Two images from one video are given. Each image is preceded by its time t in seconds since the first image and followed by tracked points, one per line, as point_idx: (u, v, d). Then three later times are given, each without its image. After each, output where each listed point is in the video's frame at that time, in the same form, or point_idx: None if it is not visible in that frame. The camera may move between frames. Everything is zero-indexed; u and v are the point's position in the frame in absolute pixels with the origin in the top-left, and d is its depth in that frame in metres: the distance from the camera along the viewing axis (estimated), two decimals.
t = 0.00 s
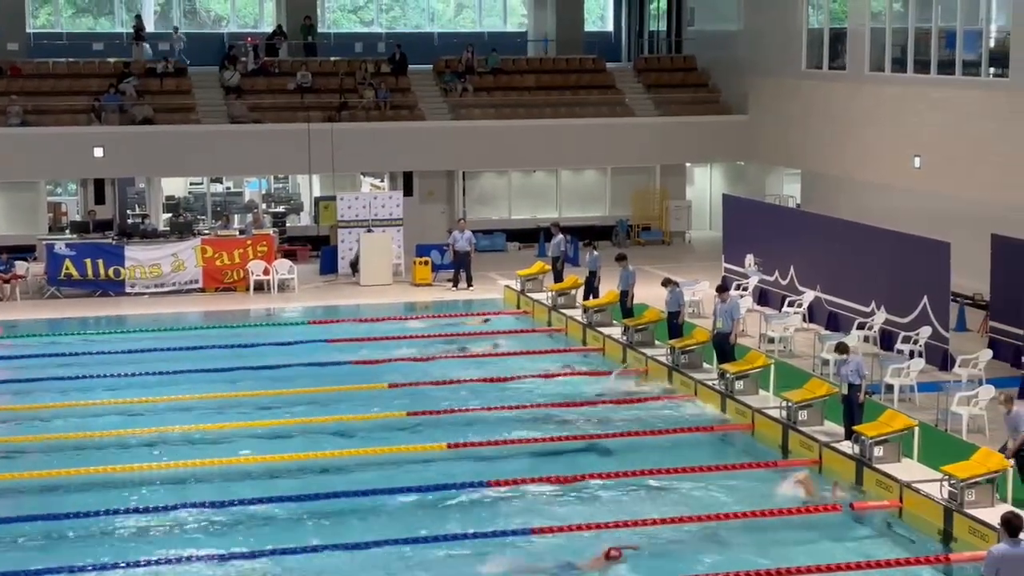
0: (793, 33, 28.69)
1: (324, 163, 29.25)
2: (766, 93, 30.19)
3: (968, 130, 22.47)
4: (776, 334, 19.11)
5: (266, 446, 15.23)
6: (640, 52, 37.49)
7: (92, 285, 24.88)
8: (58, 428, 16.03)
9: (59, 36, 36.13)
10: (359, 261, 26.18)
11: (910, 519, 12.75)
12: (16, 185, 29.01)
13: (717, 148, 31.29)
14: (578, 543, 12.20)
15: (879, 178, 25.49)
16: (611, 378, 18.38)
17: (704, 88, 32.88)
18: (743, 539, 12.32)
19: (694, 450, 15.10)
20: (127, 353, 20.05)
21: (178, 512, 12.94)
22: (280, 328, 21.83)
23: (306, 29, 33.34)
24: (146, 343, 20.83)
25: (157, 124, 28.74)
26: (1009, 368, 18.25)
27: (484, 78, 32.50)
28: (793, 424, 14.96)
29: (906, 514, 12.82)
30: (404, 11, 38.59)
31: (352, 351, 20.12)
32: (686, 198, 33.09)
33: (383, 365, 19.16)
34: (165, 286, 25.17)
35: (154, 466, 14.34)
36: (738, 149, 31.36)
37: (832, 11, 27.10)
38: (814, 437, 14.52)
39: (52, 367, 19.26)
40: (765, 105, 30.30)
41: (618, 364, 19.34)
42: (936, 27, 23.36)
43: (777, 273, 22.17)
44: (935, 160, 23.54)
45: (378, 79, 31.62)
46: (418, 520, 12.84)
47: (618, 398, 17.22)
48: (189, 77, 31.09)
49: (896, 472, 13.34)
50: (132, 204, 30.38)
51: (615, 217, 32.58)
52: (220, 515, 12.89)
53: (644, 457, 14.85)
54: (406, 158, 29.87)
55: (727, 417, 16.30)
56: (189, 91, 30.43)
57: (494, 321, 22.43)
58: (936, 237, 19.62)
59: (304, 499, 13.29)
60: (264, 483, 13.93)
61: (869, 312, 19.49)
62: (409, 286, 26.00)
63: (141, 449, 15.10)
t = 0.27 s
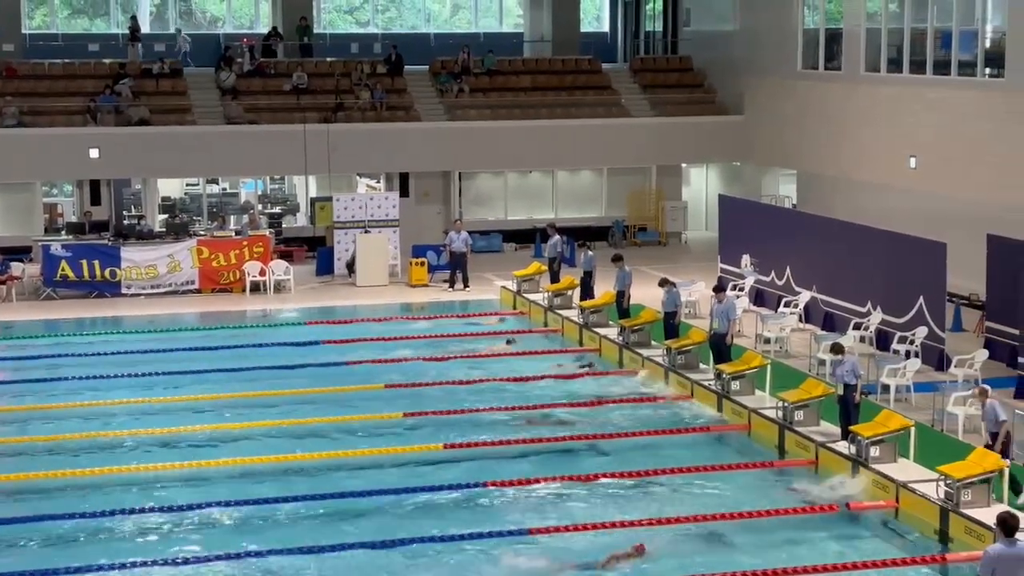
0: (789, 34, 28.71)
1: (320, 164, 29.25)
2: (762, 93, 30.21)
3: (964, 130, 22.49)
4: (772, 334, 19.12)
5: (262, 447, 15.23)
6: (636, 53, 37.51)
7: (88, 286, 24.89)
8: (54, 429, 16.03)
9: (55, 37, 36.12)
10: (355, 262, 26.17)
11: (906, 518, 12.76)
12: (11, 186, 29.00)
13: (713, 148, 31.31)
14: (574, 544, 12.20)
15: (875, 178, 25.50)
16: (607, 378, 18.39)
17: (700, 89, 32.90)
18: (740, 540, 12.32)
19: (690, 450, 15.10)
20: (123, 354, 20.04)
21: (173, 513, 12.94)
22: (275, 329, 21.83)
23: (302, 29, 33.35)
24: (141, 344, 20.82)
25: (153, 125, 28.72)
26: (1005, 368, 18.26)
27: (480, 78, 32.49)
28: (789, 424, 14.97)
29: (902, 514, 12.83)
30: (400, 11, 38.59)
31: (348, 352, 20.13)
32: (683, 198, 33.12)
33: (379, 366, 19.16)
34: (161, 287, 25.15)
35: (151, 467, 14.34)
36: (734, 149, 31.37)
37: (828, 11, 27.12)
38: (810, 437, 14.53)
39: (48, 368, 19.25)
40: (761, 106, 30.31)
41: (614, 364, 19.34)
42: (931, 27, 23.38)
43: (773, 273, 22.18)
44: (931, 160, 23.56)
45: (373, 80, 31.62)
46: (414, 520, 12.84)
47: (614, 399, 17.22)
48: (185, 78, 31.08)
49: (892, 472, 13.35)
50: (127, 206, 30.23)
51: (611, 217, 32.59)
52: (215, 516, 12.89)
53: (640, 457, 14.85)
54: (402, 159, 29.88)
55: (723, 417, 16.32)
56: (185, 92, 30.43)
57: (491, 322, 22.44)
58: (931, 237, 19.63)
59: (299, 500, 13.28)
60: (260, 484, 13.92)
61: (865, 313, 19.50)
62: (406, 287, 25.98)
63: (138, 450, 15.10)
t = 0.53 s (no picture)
0: (786, 34, 28.72)
1: (318, 165, 29.25)
2: (760, 94, 30.22)
3: (961, 131, 22.50)
4: (770, 334, 19.13)
5: (261, 448, 15.23)
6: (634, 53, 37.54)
7: (85, 286, 24.88)
8: (53, 430, 16.03)
9: (53, 38, 36.12)
10: (353, 263, 26.17)
11: (904, 519, 12.76)
12: (9, 187, 28.99)
13: (711, 148, 31.32)
14: (573, 544, 12.20)
15: (873, 178, 25.52)
16: (605, 378, 18.40)
17: (698, 89, 32.92)
18: (738, 540, 12.33)
19: (688, 451, 15.11)
20: (121, 355, 20.04)
21: (172, 514, 12.94)
22: (273, 330, 21.82)
23: (300, 30, 33.36)
24: (140, 345, 20.82)
25: (151, 126, 28.71)
26: (1003, 368, 18.27)
27: (478, 79, 32.50)
28: (786, 424, 14.98)
29: (900, 514, 12.83)
30: (398, 12, 38.60)
31: (346, 353, 20.13)
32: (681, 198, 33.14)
33: (378, 366, 19.17)
34: (159, 288, 25.17)
35: (149, 468, 14.34)
36: (732, 149, 31.39)
37: (825, 11, 27.13)
38: (808, 438, 14.53)
39: (46, 369, 19.25)
40: (759, 106, 30.33)
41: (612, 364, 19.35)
42: (929, 27, 23.39)
43: (771, 273, 22.19)
44: (929, 160, 23.57)
45: (371, 80, 31.62)
46: (412, 521, 12.85)
47: (613, 399, 17.23)
48: (183, 79, 31.08)
49: (890, 472, 13.36)
50: (126, 206, 30.40)
51: (609, 218, 32.59)
52: (214, 517, 12.88)
53: (638, 458, 14.86)
54: (400, 160, 29.88)
55: (721, 417, 16.33)
56: (183, 92, 30.43)
57: (489, 322, 22.45)
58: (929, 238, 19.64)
59: (297, 501, 13.28)
60: (258, 484, 13.92)
61: (863, 313, 19.51)
62: (403, 287, 25.98)
63: (136, 451, 15.10)
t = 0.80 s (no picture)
0: (785, 34, 28.72)
1: (317, 165, 29.25)
2: (759, 94, 30.23)
3: (960, 131, 22.51)
4: (769, 334, 19.13)
5: (260, 448, 15.24)
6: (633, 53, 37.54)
7: (84, 286, 24.88)
8: (52, 430, 16.02)
9: (52, 38, 36.11)
10: (352, 263, 26.17)
11: (903, 519, 12.77)
12: (8, 187, 28.98)
13: (710, 148, 31.32)
14: (573, 544, 12.20)
15: (872, 178, 25.52)
16: (604, 378, 18.40)
17: (697, 89, 32.93)
18: (737, 540, 12.34)
19: (687, 450, 15.12)
20: (121, 355, 20.04)
21: (171, 514, 12.94)
22: (272, 330, 21.82)
23: (299, 30, 33.34)
24: (139, 345, 20.81)
25: (150, 126, 28.71)
26: (1002, 369, 18.28)
27: (477, 79, 32.50)
28: (785, 424, 14.98)
29: (899, 514, 12.84)
30: (397, 12, 38.59)
31: (345, 353, 20.14)
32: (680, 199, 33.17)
33: (377, 367, 19.17)
34: (158, 288, 25.17)
35: (150, 468, 14.34)
36: (731, 149, 31.39)
37: (824, 11, 27.14)
38: (807, 437, 14.54)
39: (45, 369, 19.25)
40: (758, 106, 30.34)
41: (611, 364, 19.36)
42: (928, 27, 23.39)
43: (770, 274, 22.20)
44: (928, 160, 23.58)
45: (370, 81, 31.61)
46: (412, 521, 12.85)
47: (612, 399, 17.23)
48: (182, 79, 31.08)
49: (889, 472, 13.37)
50: (125, 206, 30.44)
51: (608, 218, 32.60)
52: (214, 517, 12.88)
53: (638, 457, 14.86)
54: (400, 160, 29.89)
55: (720, 417, 16.33)
56: (182, 93, 30.44)
57: (488, 322, 22.45)
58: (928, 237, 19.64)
59: (297, 501, 13.28)
60: (258, 484, 13.92)
61: (862, 313, 19.51)
62: (402, 288, 25.98)
63: (136, 451, 15.09)
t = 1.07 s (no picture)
0: (787, 34, 28.72)
1: (318, 165, 29.26)
2: (760, 94, 30.23)
3: (962, 131, 22.50)
4: (770, 334, 19.13)
5: (261, 447, 15.24)
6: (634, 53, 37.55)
7: (86, 286, 24.88)
8: (54, 430, 16.02)
9: (53, 38, 36.13)
10: (353, 263, 26.17)
11: (904, 519, 12.77)
12: (9, 187, 29.00)
13: (711, 148, 31.32)
14: (573, 544, 12.20)
15: (873, 178, 25.52)
16: (606, 378, 18.40)
17: (698, 89, 32.92)
18: (738, 539, 12.34)
19: (689, 450, 15.12)
20: (122, 355, 20.04)
21: (171, 514, 12.93)
22: (273, 330, 21.83)
23: (300, 30, 33.34)
24: (140, 345, 20.82)
25: (151, 126, 28.71)
26: (1003, 369, 18.27)
27: (478, 79, 32.50)
28: (787, 424, 14.98)
29: (900, 514, 12.84)
30: (398, 12, 38.64)
31: (346, 353, 20.14)
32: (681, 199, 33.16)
33: (378, 367, 19.17)
34: (159, 288, 25.17)
35: (152, 468, 14.34)
36: (732, 149, 31.39)
37: (825, 11, 27.13)
38: (809, 437, 14.55)
39: (46, 369, 19.25)
40: (759, 106, 30.33)
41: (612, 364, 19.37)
42: (929, 27, 23.39)
43: (771, 273, 22.20)
44: (929, 160, 23.58)
45: (372, 81, 31.61)
46: (412, 521, 12.84)
47: (613, 399, 17.23)
48: (183, 79, 31.08)
49: (890, 472, 13.37)
50: (126, 206, 30.43)
51: (609, 218, 32.60)
52: (216, 517, 12.89)
53: (639, 457, 14.86)
54: (401, 160, 29.90)
55: (722, 417, 16.33)
56: (183, 93, 30.44)
57: (489, 322, 22.45)
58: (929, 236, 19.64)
59: (297, 501, 13.27)
60: (259, 484, 13.91)
61: (863, 313, 19.51)
62: (403, 288, 25.99)
63: (139, 451, 15.09)
